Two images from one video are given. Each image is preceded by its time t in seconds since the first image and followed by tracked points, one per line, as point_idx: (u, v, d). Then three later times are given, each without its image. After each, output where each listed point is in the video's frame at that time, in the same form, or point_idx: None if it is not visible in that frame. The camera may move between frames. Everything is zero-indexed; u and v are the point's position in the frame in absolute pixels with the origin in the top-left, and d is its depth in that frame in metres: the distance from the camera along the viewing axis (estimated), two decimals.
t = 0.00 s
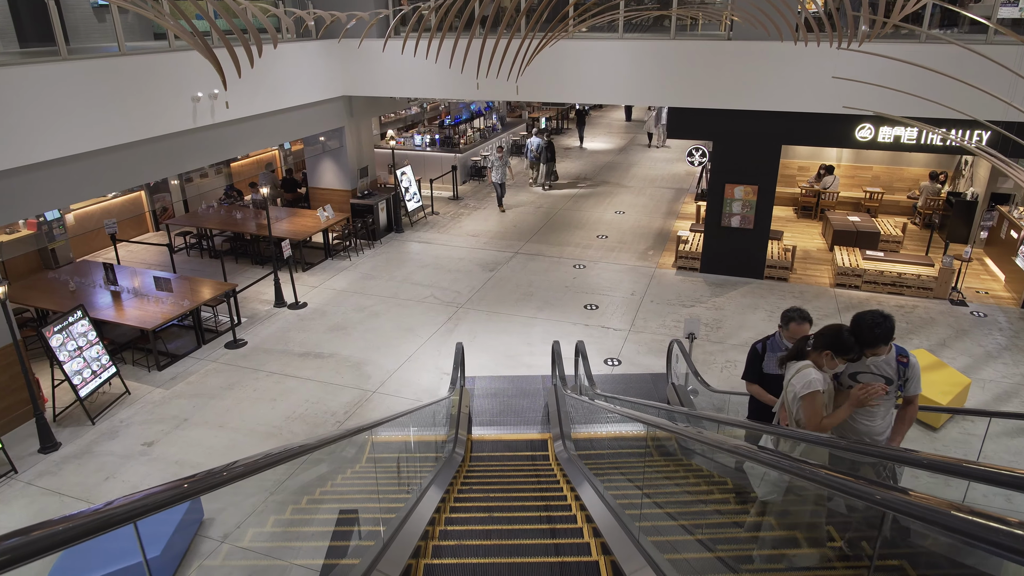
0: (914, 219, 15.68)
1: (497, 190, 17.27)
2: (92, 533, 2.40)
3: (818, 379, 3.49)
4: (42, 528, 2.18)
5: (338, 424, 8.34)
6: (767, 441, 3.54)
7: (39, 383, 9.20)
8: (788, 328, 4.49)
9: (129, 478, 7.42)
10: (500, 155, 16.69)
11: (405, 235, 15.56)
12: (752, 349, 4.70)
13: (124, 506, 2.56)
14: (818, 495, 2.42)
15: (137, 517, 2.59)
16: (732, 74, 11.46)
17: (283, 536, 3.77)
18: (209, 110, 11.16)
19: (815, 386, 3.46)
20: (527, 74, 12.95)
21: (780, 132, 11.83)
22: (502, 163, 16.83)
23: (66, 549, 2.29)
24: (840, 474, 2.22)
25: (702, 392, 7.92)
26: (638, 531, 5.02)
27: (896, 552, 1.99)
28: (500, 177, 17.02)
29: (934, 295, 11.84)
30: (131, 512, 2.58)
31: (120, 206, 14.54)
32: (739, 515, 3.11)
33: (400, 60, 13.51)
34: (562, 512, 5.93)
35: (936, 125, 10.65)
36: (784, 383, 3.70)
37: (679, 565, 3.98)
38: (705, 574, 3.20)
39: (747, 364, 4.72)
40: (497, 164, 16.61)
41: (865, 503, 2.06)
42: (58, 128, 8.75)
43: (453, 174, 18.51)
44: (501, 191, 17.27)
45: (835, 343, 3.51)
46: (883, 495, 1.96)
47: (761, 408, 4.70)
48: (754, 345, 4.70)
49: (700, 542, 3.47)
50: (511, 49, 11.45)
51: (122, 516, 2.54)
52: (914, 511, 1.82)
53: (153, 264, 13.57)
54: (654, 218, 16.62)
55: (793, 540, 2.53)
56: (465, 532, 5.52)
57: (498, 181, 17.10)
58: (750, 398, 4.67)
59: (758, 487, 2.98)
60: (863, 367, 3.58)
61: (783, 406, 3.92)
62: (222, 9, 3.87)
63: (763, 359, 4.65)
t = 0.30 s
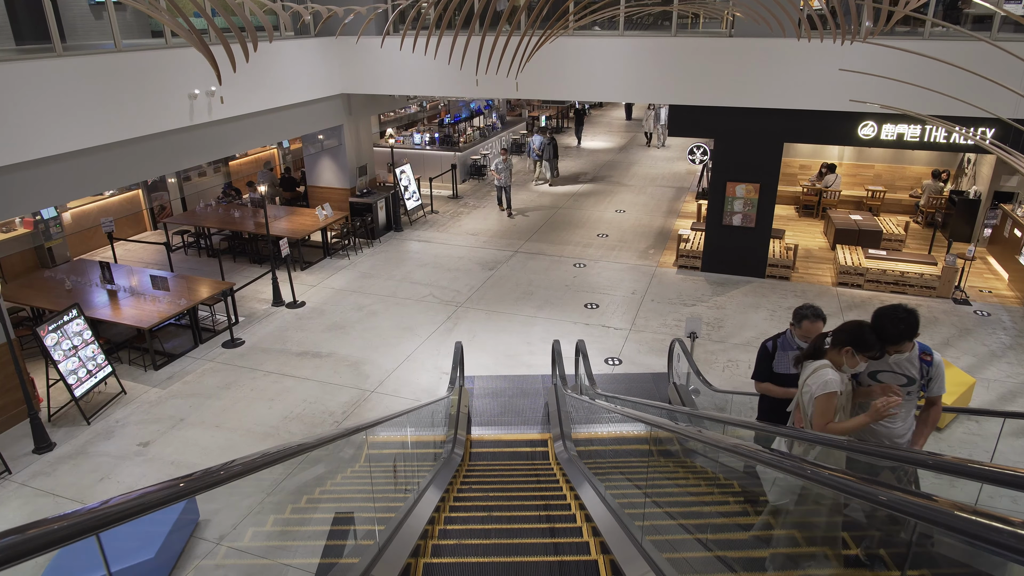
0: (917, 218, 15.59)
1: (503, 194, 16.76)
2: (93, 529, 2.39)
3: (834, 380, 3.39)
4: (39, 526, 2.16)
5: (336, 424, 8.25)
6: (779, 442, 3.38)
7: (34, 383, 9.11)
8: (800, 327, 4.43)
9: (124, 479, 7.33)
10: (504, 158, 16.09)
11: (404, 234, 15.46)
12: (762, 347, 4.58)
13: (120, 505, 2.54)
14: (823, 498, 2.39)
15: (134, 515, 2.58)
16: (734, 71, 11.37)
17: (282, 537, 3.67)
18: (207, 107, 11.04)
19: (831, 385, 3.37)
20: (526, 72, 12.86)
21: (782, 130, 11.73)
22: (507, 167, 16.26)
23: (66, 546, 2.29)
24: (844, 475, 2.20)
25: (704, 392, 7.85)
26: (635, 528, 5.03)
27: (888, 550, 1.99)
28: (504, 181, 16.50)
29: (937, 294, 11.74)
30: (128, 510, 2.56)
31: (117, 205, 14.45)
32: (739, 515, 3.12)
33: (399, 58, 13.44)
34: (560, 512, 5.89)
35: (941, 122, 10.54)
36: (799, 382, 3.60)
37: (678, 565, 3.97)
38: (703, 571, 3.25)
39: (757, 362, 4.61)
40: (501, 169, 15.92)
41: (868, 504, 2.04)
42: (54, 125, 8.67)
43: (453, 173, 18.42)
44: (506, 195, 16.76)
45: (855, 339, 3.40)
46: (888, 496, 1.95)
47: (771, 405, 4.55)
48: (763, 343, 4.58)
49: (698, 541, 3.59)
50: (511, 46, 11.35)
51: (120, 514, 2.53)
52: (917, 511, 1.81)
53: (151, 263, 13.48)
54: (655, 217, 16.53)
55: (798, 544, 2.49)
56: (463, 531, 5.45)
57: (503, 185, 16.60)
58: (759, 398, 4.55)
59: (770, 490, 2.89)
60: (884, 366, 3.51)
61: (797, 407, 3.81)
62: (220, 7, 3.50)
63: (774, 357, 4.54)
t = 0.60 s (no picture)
0: (919, 217, 15.49)
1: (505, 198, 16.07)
2: (93, 527, 2.36)
3: (852, 381, 3.23)
4: (35, 526, 2.11)
5: (334, 424, 8.16)
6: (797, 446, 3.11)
7: (29, 383, 9.02)
8: (813, 326, 4.28)
9: (119, 480, 7.24)
10: (508, 159, 15.54)
11: (403, 233, 15.37)
12: (776, 346, 4.44)
13: (118, 504, 2.50)
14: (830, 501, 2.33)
15: (134, 514, 2.55)
16: (736, 68, 11.28)
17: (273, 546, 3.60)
18: (205, 104, 10.94)
19: (848, 386, 3.21)
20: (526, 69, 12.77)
21: (784, 128, 11.63)
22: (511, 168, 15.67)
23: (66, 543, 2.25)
24: (849, 475, 2.16)
25: (706, 392, 7.77)
26: (635, 528, 5.01)
27: (887, 548, 1.96)
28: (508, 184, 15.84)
29: (940, 294, 11.64)
30: (125, 510, 2.51)
31: (114, 204, 14.36)
32: (739, 515, 3.16)
33: (399, 55, 13.36)
34: (561, 512, 5.81)
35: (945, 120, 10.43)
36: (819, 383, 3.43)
37: (678, 564, 3.93)
38: (704, 569, 3.34)
39: (771, 360, 4.48)
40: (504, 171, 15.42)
41: (872, 504, 1.99)
42: (51, 122, 8.61)
43: (453, 172, 18.32)
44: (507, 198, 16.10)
45: (875, 333, 3.24)
46: (891, 496, 1.90)
47: (785, 404, 4.37)
48: (777, 341, 4.46)
49: (697, 540, 3.71)
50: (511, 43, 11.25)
51: (118, 512, 2.49)
52: (918, 510, 1.77)
53: (149, 262, 13.40)
54: (656, 216, 16.45)
55: (806, 547, 2.44)
56: (463, 531, 5.37)
57: (505, 187, 15.96)
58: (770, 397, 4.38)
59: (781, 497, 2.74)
60: (911, 365, 3.36)
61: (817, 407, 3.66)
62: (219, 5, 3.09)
63: (788, 355, 4.41)
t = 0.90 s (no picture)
0: (923, 216, 15.38)
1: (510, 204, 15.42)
2: (84, 525, 2.27)
3: (882, 377, 3.02)
4: (31, 521, 2.05)
5: (333, 424, 8.08)
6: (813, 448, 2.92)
7: (25, 382, 8.93)
8: (831, 324, 4.10)
9: (115, 480, 7.15)
10: (513, 163, 15.02)
11: (403, 232, 15.27)
12: (788, 343, 4.31)
13: (111, 502, 2.42)
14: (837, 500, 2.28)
15: (126, 512, 2.47)
16: (740, 65, 11.18)
17: (271, 546, 3.54)
18: (203, 101, 10.85)
19: (879, 381, 3.00)
20: (526, 67, 12.69)
21: (787, 126, 11.53)
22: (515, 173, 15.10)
23: (61, 540, 2.17)
24: (854, 473, 2.11)
25: (709, 392, 7.68)
26: (636, 528, 4.97)
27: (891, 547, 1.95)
28: (512, 189, 15.21)
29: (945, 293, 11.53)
30: (118, 507, 2.43)
31: (113, 203, 14.27)
32: (739, 515, 3.11)
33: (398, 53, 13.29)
34: (562, 511, 5.73)
35: (949, 118, 10.41)
36: (847, 380, 3.19)
37: (678, 563, 3.89)
38: (705, 568, 3.30)
39: (783, 358, 4.32)
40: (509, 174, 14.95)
41: (878, 502, 1.95)
42: (47, 120, 8.51)
43: (453, 171, 18.22)
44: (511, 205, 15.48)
45: (901, 320, 3.08)
46: (896, 493, 1.87)
47: (795, 405, 4.25)
48: (791, 338, 4.32)
49: (697, 539, 3.68)
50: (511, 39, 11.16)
51: (110, 510, 2.41)
52: (927, 508, 1.73)
53: (147, 262, 13.31)
54: (657, 215, 16.36)
55: (814, 549, 2.37)
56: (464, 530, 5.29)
57: (509, 193, 15.34)
58: (784, 397, 4.27)
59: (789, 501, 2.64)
60: (943, 364, 3.14)
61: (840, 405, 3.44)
62: None
63: (802, 354, 4.25)
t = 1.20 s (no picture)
0: (925, 215, 15.29)
1: (511, 204, 15.18)
2: (77, 523, 2.19)
3: (923, 378, 2.78)
4: (28, 519, 1.97)
5: (331, 424, 7.99)
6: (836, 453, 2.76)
7: (19, 382, 8.84)
8: (848, 322, 3.82)
9: (109, 481, 7.06)
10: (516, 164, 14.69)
11: (402, 231, 15.17)
12: (803, 339, 4.12)
13: (109, 499, 2.34)
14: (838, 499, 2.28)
15: (122, 510, 2.38)
16: (741, 62, 11.09)
17: (269, 547, 3.46)
18: (199, 99, 10.75)
19: (920, 382, 2.76)
20: (526, 66, 12.60)
21: (789, 124, 11.43)
22: (517, 172, 14.84)
23: (56, 539, 2.10)
24: (860, 474, 2.12)
25: (711, 392, 7.61)
26: (636, 527, 4.92)
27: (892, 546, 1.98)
28: (514, 189, 14.96)
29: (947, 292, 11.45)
30: (116, 505, 2.36)
31: (110, 201, 14.18)
32: (739, 514, 3.13)
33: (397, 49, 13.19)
34: (559, 511, 5.71)
35: (953, 115, 10.31)
36: (881, 378, 2.99)
37: (678, 563, 3.90)
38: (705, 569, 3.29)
39: (798, 355, 4.15)
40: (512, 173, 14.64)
41: (888, 504, 1.96)
42: (42, 116, 8.40)
43: (452, 170, 18.12)
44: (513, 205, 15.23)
45: (933, 313, 2.88)
46: (903, 492, 1.88)
47: (808, 405, 4.11)
48: (805, 335, 4.13)
49: (697, 538, 3.68)
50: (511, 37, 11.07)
51: (105, 508, 2.31)
52: (933, 507, 1.74)
53: (144, 261, 13.22)
54: (658, 214, 16.28)
55: (816, 549, 2.39)
56: (466, 529, 5.25)
57: (511, 193, 15.09)
58: (798, 397, 4.12)
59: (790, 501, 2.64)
60: (976, 363, 2.90)
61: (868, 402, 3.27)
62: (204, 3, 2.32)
63: (817, 351, 4.06)
